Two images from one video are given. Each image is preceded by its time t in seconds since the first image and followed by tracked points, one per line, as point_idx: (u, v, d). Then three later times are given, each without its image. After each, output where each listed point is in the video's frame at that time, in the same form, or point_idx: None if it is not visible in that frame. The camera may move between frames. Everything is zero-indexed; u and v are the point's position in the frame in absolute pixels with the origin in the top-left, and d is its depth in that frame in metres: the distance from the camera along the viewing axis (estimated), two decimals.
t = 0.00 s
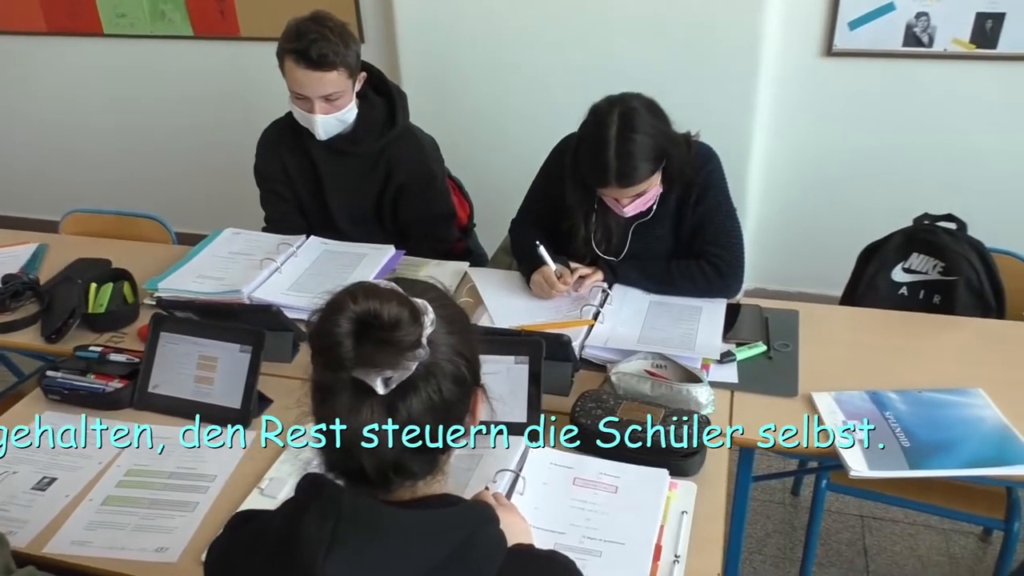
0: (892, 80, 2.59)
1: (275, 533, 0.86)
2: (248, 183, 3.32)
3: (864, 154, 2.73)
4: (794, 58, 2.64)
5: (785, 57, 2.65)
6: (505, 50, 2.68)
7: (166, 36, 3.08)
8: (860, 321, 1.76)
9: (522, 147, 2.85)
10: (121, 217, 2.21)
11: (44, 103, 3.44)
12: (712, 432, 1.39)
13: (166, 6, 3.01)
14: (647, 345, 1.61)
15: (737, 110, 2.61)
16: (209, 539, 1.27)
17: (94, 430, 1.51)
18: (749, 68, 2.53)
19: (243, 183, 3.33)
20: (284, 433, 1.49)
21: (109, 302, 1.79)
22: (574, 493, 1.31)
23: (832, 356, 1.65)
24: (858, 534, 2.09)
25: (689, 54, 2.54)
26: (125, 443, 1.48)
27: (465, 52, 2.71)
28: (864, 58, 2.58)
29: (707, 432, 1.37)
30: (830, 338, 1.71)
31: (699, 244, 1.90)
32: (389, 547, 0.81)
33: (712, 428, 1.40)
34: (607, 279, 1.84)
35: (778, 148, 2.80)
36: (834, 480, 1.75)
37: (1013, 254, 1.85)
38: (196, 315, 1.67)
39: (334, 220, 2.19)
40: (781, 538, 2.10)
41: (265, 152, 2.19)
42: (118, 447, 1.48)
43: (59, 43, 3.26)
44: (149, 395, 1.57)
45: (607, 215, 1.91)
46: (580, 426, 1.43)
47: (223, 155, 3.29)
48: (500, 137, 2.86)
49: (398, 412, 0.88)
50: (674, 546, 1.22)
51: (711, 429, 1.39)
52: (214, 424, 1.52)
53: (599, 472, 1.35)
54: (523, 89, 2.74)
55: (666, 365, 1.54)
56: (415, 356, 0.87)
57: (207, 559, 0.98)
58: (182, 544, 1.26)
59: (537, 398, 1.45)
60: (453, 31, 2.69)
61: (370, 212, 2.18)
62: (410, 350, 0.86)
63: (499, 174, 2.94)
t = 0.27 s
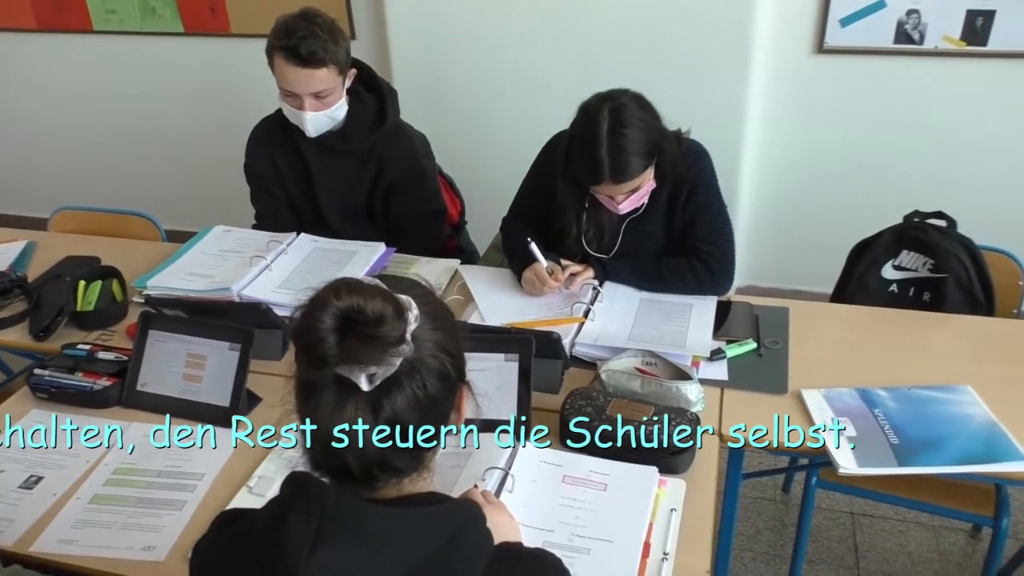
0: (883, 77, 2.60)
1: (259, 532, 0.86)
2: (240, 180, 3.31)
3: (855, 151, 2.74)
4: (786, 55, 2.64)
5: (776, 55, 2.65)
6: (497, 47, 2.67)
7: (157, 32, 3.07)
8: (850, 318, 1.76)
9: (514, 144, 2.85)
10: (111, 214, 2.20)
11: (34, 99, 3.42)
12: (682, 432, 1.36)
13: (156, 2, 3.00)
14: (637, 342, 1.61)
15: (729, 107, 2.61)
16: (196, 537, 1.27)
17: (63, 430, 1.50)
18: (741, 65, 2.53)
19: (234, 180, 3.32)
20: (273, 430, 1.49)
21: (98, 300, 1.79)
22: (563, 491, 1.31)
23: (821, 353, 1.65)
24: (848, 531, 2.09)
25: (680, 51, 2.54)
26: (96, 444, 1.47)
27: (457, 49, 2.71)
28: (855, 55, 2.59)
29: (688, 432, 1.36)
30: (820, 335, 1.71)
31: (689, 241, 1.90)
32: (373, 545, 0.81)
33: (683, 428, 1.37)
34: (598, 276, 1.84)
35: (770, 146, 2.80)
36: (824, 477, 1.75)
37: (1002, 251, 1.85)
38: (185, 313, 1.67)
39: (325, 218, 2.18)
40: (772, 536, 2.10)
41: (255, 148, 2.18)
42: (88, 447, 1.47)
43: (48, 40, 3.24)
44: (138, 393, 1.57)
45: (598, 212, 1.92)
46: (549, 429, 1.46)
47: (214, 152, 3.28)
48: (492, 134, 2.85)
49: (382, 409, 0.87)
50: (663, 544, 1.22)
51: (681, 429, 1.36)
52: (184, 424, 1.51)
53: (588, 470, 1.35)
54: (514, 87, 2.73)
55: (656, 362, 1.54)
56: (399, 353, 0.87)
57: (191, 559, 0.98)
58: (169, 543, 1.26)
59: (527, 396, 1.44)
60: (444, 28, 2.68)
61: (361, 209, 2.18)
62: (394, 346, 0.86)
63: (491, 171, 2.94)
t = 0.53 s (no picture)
0: (875, 74, 2.60)
1: (246, 532, 0.86)
2: (232, 179, 3.30)
3: (848, 148, 2.74)
4: (778, 52, 2.64)
5: (769, 52, 2.65)
6: (489, 45, 2.67)
7: (148, 31, 3.06)
8: (841, 315, 1.77)
9: (506, 142, 2.85)
10: (101, 214, 2.19)
11: (25, 98, 3.41)
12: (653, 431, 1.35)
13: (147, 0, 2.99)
14: (629, 339, 1.61)
15: (721, 104, 2.61)
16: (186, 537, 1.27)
17: (34, 430, 1.50)
18: (733, 62, 2.53)
19: (228, 178, 3.31)
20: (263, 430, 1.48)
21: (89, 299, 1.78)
22: (554, 490, 1.31)
23: (812, 350, 1.65)
24: (841, 527, 2.10)
25: (672, 49, 2.54)
26: (66, 444, 1.47)
27: (449, 47, 2.70)
28: (847, 52, 2.59)
29: (658, 432, 1.35)
30: (811, 332, 1.71)
31: (681, 239, 1.90)
32: (361, 544, 0.81)
33: (653, 428, 1.36)
34: (589, 274, 1.84)
35: (762, 143, 2.80)
36: (816, 474, 1.75)
37: (992, 247, 1.85)
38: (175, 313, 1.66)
39: (317, 216, 2.17)
40: (765, 532, 2.10)
41: (246, 147, 2.18)
42: (68, 447, 1.46)
43: (39, 38, 3.22)
44: (127, 393, 1.56)
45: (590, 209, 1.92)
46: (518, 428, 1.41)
47: (207, 151, 3.27)
48: (485, 132, 2.85)
49: (369, 407, 0.87)
50: (653, 541, 1.22)
51: (650, 428, 1.36)
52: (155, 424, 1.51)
53: (579, 468, 1.35)
54: (507, 84, 2.73)
55: (647, 360, 1.54)
56: (386, 350, 0.86)
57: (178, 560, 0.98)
58: (159, 543, 1.25)
59: (520, 394, 1.44)
60: (436, 26, 2.68)
61: (352, 208, 2.17)
62: (379, 344, 0.85)
63: (484, 169, 2.93)
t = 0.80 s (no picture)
0: (867, 71, 2.60)
1: (235, 533, 0.86)
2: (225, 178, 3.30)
3: (840, 145, 2.74)
4: (770, 50, 2.64)
5: (761, 49, 2.65)
6: (481, 43, 2.66)
7: (139, 29, 3.05)
8: (832, 312, 1.77)
9: (499, 139, 2.84)
10: (92, 213, 2.19)
11: (16, 97, 3.39)
12: (624, 432, 1.36)
13: None
14: (620, 337, 1.61)
15: (713, 102, 2.61)
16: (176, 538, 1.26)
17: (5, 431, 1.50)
18: (725, 60, 2.53)
19: (220, 177, 3.31)
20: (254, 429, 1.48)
21: (79, 299, 1.78)
22: (545, 488, 1.31)
23: (803, 348, 1.65)
24: (834, 524, 2.10)
25: (664, 47, 2.54)
26: (37, 443, 1.47)
27: (441, 45, 2.70)
28: (839, 50, 2.59)
29: (629, 433, 1.36)
30: (802, 330, 1.71)
31: (673, 237, 1.90)
32: (349, 545, 0.81)
33: (623, 428, 1.37)
34: (581, 272, 1.84)
35: (754, 140, 2.80)
36: (808, 471, 1.75)
37: (984, 245, 1.85)
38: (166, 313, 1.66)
39: (308, 215, 2.17)
40: (758, 529, 2.11)
41: (237, 146, 2.17)
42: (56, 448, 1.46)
43: (30, 37, 3.21)
44: (118, 393, 1.56)
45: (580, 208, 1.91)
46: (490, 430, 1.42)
47: (199, 150, 3.26)
48: (478, 130, 2.84)
49: (356, 407, 0.87)
50: (644, 540, 1.22)
51: (622, 429, 1.37)
52: (126, 424, 1.51)
53: (570, 466, 1.35)
54: (499, 82, 2.72)
55: (639, 358, 1.54)
56: (373, 350, 0.86)
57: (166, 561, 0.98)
58: (149, 544, 1.25)
59: (510, 392, 1.44)
60: (428, 24, 2.67)
61: (345, 206, 2.17)
62: (365, 343, 0.85)
63: (477, 167, 2.93)
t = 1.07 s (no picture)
0: (859, 69, 2.60)
1: (221, 534, 0.86)
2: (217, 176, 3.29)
3: (832, 143, 2.74)
4: (762, 47, 2.64)
5: (753, 46, 2.64)
6: (473, 41, 2.66)
7: (130, 27, 3.03)
8: (823, 309, 1.77)
9: (492, 137, 2.84)
10: (81, 212, 2.17)
11: (6, 96, 3.38)
12: (593, 432, 1.37)
13: None
14: (612, 336, 1.61)
15: (706, 99, 2.60)
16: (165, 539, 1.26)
17: None
18: (717, 57, 2.52)
19: (212, 176, 3.29)
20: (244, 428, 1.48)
21: (69, 299, 1.77)
22: (536, 487, 1.31)
23: (795, 346, 1.65)
24: (826, 521, 2.10)
25: (656, 44, 2.53)
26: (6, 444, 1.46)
27: (433, 43, 2.69)
28: (831, 47, 2.59)
29: (598, 432, 1.37)
30: (793, 327, 1.71)
31: (664, 235, 1.90)
32: (336, 545, 0.81)
33: (593, 428, 1.37)
34: (573, 270, 1.83)
35: (746, 137, 2.80)
36: (800, 469, 1.75)
37: (974, 242, 1.86)
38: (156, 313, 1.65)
39: (300, 214, 2.16)
40: (751, 527, 2.11)
41: (227, 144, 2.16)
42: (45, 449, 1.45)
43: (20, 35, 3.20)
44: (107, 393, 1.55)
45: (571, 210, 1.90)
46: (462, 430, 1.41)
47: (191, 148, 3.25)
48: (470, 128, 2.84)
49: (342, 407, 0.87)
50: (635, 538, 1.22)
51: (591, 429, 1.37)
52: (92, 423, 1.50)
53: (561, 465, 1.35)
54: (491, 80, 2.72)
55: (631, 356, 1.53)
56: (359, 349, 0.86)
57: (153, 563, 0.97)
58: (138, 545, 1.24)
59: (502, 391, 1.44)
60: (420, 22, 2.66)
61: (336, 205, 2.16)
62: (351, 343, 0.85)
63: (470, 165, 2.93)
